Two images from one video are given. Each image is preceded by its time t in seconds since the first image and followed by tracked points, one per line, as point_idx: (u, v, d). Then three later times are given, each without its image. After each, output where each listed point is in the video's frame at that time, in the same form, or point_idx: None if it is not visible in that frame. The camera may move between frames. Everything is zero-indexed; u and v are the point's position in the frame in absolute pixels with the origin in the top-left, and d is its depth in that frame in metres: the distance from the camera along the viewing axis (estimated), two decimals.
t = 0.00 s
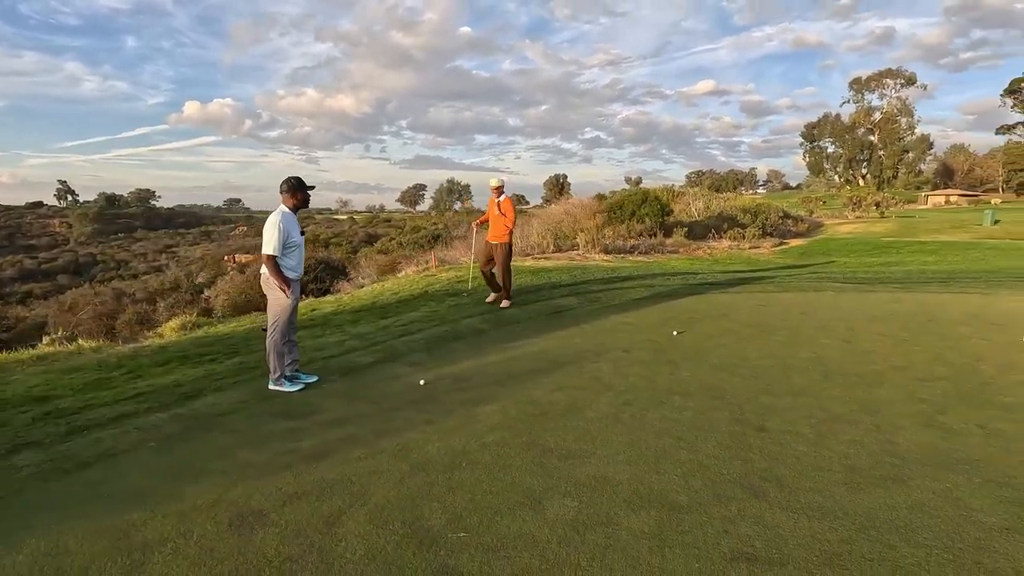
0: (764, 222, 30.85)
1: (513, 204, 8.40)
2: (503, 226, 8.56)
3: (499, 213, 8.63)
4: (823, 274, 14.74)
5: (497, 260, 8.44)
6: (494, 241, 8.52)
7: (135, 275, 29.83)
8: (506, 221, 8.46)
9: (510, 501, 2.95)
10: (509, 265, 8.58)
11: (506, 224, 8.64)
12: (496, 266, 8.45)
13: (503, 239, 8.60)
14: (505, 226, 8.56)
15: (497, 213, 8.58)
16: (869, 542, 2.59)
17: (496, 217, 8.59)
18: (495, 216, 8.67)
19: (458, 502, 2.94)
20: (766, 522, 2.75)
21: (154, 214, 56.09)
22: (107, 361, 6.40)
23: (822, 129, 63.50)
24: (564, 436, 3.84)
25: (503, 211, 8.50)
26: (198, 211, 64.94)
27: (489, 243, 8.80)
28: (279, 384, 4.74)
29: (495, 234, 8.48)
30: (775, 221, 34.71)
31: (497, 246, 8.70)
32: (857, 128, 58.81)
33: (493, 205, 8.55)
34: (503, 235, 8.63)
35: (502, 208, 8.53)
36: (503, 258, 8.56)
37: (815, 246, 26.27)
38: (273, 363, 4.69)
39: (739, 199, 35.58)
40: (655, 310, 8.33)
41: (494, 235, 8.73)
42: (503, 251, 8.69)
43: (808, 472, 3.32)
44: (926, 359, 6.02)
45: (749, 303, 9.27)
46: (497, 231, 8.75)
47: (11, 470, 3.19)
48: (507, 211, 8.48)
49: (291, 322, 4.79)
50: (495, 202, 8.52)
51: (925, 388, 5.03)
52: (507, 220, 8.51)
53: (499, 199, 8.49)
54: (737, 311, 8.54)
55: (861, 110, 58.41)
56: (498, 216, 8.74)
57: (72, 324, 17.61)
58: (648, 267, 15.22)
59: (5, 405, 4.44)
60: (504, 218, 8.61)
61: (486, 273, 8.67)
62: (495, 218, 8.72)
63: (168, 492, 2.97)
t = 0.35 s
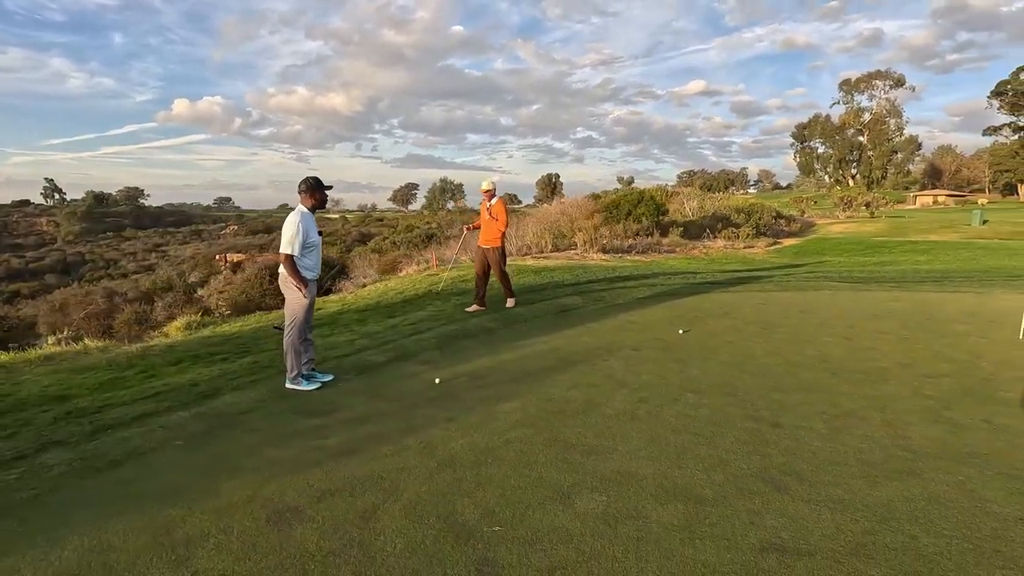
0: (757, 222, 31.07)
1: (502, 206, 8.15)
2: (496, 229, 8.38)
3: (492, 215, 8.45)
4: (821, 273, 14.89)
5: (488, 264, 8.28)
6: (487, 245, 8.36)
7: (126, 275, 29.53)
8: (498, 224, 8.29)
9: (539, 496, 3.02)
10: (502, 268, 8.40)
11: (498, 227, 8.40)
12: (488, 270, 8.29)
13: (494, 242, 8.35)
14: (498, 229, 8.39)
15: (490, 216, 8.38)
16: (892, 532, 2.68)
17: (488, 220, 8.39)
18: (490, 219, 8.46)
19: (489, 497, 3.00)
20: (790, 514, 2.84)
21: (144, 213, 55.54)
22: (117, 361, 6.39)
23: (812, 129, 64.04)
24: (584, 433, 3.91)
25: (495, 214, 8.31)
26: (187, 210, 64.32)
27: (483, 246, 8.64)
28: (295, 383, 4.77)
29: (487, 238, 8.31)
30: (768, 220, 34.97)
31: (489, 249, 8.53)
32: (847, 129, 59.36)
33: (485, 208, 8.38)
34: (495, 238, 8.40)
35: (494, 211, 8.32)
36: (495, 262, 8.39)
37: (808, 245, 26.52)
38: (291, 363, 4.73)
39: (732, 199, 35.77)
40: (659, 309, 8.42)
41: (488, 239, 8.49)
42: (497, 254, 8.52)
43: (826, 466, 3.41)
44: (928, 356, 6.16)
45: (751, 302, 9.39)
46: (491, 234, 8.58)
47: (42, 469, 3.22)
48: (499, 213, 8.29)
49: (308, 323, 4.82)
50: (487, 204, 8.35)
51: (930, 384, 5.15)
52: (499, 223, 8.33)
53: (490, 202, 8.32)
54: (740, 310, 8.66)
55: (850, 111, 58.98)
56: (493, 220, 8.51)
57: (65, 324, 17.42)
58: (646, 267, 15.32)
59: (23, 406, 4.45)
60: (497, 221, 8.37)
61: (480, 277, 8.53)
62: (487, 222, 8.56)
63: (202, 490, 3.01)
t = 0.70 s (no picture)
0: (753, 221, 31.15)
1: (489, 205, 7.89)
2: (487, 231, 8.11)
3: (483, 217, 8.23)
4: (820, 273, 14.93)
5: (477, 265, 7.96)
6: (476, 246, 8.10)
7: (116, 275, 29.13)
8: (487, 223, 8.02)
9: (570, 500, 2.98)
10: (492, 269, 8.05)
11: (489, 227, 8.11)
12: (478, 272, 7.98)
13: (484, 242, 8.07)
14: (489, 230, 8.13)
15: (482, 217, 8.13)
16: (930, 536, 2.67)
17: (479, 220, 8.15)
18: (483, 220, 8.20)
19: (520, 502, 2.96)
20: (826, 518, 2.82)
21: (134, 211, 54.92)
22: (121, 363, 6.28)
23: (805, 129, 64.37)
24: (606, 435, 3.88)
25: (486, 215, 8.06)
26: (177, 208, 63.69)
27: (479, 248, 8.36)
28: (309, 386, 4.70)
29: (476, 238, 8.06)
30: (764, 220, 35.08)
31: (481, 251, 8.27)
32: (839, 129, 59.71)
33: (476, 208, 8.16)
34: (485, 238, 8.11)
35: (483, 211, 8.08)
36: (486, 263, 8.09)
37: (804, 245, 26.62)
38: (305, 365, 4.66)
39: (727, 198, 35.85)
40: (666, 309, 8.40)
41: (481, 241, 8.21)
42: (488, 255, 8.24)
43: (854, 468, 3.39)
44: (939, 356, 6.17)
45: (756, 302, 9.40)
46: (483, 237, 8.34)
47: (59, 476, 3.13)
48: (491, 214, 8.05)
49: (322, 325, 4.75)
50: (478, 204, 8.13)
51: (944, 385, 5.16)
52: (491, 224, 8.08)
53: (481, 203, 8.11)
54: (747, 310, 8.66)
55: (842, 111, 59.34)
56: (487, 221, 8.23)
57: (55, 325, 17.13)
58: (647, 266, 15.31)
59: (31, 410, 4.35)
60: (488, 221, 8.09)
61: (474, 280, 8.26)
62: (479, 224, 8.34)
63: (227, 496, 2.94)
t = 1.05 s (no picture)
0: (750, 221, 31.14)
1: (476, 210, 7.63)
2: (480, 236, 7.84)
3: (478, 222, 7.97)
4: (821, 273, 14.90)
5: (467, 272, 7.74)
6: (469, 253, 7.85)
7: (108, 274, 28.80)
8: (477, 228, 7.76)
9: (600, 508, 2.90)
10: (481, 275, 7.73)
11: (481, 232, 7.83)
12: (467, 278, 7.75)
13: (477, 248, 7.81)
14: (482, 236, 7.85)
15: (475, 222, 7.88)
16: (971, 545, 2.61)
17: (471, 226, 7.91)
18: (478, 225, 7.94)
19: (549, 510, 2.88)
20: (864, 525, 2.75)
21: (126, 210, 54.36)
22: (124, 365, 6.16)
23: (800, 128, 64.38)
24: (628, 440, 3.80)
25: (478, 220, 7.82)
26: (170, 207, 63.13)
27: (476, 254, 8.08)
28: (321, 389, 4.60)
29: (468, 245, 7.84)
30: (761, 220, 35.10)
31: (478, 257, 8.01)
32: (833, 129, 59.94)
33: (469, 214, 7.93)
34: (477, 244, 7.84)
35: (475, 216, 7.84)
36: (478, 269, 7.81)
37: (801, 245, 26.66)
38: (316, 368, 4.55)
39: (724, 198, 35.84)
40: (674, 310, 8.34)
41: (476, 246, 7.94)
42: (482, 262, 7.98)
43: (884, 474, 3.34)
44: (951, 357, 6.13)
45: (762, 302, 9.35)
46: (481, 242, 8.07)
47: (70, 485, 3.03)
48: (483, 219, 7.79)
49: (333, 327, 4.65)
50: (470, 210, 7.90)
51: (960, 386, 5.12)
52: (484, 229, 7.81)
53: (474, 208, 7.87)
54: (754, 311, 8.61)
55: (837, 111, 59.55)
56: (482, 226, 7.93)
57: (48, 326, 16.87)
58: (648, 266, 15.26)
59: (36, 415, 4.24)
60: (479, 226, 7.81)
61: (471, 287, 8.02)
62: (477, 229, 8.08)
63: (245, 505, 2.85)
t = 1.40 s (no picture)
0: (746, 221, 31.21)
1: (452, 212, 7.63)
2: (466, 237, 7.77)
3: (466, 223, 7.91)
4: (817, 273, 14.95)
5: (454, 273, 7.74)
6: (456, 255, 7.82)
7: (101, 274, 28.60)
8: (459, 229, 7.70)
9: (605, 508, 2.92)
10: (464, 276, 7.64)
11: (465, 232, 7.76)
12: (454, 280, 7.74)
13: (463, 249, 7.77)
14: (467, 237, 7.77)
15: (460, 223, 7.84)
16: (973, 542, 2.63)
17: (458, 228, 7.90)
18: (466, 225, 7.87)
19: (553, 509, 2.89)
20: (866, 524, 2.78)
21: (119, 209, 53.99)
22: (122, 365, 6.14)
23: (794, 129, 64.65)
24: (631, 440, 3.82)
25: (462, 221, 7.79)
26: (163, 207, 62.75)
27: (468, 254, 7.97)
28: (321, 390, 4.59)
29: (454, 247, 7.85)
30: (755, 220, 35.22)
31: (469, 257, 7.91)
32: (827, 129, 60.22)
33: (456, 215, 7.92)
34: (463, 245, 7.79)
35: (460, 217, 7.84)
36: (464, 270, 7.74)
37: (796, 245, 26.72)
38: (317, 369, 4.55)
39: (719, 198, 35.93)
40: (671, 310, 8.35)
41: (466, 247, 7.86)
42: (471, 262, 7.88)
43: (884, 472, 3.36)
44: (947, 357, 6.17)
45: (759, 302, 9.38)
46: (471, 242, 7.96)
47: (72, 487, 3.02)
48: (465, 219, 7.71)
49: (334, 327, 4.64)
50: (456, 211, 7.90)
51: (956, 385, 5.16)
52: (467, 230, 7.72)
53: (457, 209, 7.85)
54: (751, 311, 8.63)
55: (830, 112, 59.83)
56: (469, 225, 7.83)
57: (42, 326, 16.74)
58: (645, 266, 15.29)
59: (35, 416, 4.21)
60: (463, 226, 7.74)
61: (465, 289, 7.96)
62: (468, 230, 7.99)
63: (249, 506, 2.84)
